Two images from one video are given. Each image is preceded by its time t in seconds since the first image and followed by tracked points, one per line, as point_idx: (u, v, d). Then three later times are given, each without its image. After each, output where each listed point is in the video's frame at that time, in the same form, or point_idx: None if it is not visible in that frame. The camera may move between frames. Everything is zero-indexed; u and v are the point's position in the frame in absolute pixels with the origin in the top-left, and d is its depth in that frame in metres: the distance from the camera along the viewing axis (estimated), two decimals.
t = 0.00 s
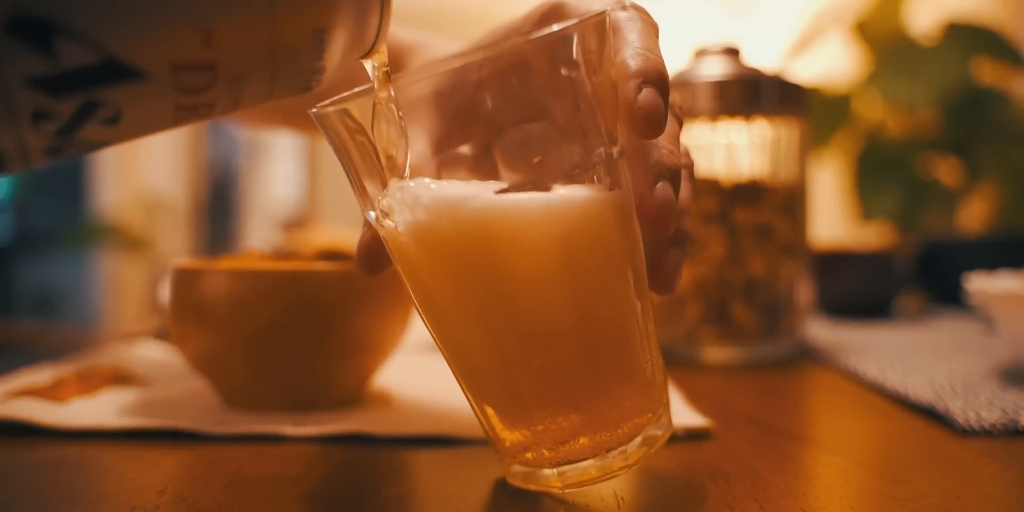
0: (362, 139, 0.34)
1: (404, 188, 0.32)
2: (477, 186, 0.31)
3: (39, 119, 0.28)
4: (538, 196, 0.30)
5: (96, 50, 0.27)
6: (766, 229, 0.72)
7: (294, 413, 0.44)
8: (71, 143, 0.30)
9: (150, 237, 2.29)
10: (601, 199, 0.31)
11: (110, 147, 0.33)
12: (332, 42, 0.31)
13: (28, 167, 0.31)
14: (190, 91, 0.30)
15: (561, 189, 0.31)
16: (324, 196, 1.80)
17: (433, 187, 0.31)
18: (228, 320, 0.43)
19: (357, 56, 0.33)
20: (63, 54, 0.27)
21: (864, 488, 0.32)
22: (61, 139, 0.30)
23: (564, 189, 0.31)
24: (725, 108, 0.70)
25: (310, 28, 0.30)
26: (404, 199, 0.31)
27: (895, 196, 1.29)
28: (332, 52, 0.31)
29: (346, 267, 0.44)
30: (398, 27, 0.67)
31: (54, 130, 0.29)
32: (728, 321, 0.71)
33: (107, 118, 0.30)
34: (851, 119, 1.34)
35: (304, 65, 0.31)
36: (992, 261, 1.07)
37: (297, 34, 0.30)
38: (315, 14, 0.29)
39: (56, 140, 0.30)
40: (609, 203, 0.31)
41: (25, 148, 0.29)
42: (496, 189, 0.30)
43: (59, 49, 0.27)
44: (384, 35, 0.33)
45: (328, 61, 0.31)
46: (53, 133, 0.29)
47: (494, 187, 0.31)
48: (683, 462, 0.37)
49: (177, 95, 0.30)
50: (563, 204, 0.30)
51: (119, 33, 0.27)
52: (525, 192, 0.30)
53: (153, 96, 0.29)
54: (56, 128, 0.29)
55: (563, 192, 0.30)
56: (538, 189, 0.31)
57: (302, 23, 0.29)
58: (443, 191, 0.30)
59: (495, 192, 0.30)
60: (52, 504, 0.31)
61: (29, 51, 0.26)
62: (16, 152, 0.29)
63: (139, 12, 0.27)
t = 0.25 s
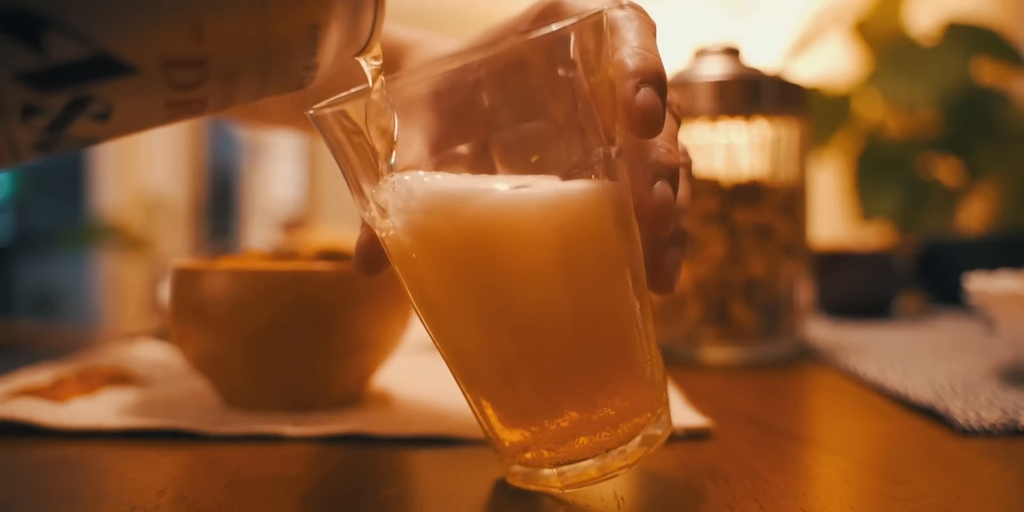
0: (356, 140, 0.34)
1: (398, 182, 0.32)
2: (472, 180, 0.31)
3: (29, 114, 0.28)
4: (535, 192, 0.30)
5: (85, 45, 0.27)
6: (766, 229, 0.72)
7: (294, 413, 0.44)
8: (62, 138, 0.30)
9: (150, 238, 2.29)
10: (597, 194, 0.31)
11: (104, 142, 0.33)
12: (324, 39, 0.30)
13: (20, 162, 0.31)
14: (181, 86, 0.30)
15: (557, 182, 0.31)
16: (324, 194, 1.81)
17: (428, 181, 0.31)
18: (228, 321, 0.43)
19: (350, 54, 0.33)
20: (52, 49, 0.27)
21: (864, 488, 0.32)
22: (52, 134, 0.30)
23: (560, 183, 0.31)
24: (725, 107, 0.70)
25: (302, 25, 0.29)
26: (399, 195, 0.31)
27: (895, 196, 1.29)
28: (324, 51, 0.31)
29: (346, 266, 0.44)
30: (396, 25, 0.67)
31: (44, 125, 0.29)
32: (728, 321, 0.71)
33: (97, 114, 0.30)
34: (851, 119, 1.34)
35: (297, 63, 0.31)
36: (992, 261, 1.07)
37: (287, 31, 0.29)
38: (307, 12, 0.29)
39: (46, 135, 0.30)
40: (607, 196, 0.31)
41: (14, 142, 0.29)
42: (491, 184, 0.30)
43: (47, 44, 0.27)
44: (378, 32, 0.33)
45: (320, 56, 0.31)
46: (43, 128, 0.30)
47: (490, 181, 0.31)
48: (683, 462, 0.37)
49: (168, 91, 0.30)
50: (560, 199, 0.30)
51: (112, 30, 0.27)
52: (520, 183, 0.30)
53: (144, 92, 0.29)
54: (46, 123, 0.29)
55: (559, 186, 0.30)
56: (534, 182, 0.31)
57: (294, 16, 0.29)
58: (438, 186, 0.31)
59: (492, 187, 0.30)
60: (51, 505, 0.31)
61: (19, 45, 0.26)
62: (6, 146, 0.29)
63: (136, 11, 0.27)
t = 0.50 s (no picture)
0: (350, 143, 0.34)
1: (385, 175, 0.32)
2: (461, 174, 0.31)
3: (13, 117, 0.29)
4: (526, 188, 0.30)
5: (70, 48, 0.27)
6: (766, 229, 0.72)
7: (294, 414, 0.44)
8: (47, 138, 0.31)
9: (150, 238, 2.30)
10: (589, 189, 0.31)
11: (89, 142, 0.33)
12: (312, 42, 0.31)
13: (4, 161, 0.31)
14: (166, 89, 0.30)
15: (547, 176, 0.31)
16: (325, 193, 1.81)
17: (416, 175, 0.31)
18: (226, 321, 0.43)
19: (339, 58, 0.33)
20: (37, 51, 0.27)
21: (864, 488, 0.32)
22: (36, 134, 0.30)
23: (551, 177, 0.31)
24: (725, 108, 0.70)
25: (290, 29, 0.30)
26: (388, 190, 0.31)
27: (895, 196, 1.29)
28: (311, 55, 0.31)
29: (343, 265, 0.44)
30: (392, 25, 0.67)
31: (28, 127, 0.29)
32: (728, 321, 0.71)
33: (82, 116, 0.30)
34: (851, 119, 1.34)
35: (286, 65, 0.31)
36: (992, 261, 1.07)
37: (281, 37, 0.30)
38: (296, 14, 0.29)
39: (30, 137, 0.30)
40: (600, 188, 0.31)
41: None
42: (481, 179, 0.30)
43: (32, 47, 0.26)
44: (366, 36, 0.33)
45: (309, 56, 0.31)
46: (27, 130, 0.30)
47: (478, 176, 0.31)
48: (683, 462, 0.37)
49: (153, 94, 0.30)
50: (550, 196, 0.30)
51: (101, 33, 0.27)
52: (509, 176, 0.31)
53: (129, 94, 0.29)
54: (31, 125, 0.29)
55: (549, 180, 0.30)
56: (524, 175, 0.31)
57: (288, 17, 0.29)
58: (427, 181, 0.31)
59: (481, 182, 0.30)
60: (52, 505, 0.31)
61: (4, 48, 0.26)
62: None
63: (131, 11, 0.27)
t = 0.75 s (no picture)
0: (337, 147, 0.33)
1: (370, 172, 0.31)
2: (449, 170, 0.30)
3: None
4: (516, 184, 0.30)
5: (51, 51, 0.27)
6: (766, 229, 0.72)
7: (294, 414, 0.44)
8: (30, 140, 0.30)
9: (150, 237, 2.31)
10: (580, 183, 0.30)
11: (75, 145, 0.33)
12: (299, 44, 0.30)
13: None
14: (149, 92, 0.30)
15: (535, 169, 0.30)
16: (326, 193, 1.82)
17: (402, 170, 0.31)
18: (226, 321, 0.43)
19: (327, 60, 0.33)
20: (18, 54, 0.27)
21: (864, 488, 0.32)
22: (19, 136, 0.30)
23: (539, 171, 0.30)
24: (725, 108, 0.70)
25: (274, 31, 0.29)
26: (375, 187, 0.31)
27: (895, 196, 1.29)
28: (298, 58, 0.31)
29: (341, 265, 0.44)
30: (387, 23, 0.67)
31: (11, 130, 0.29)
32: (728, 321, 0.71)
33: (64, 118, 0.30)
34: (851, 119, 1.34)
35: (271, 69, 0.31)
36: (992, 261, 1.07)
37: (267, 40, 0.30)
38: (282, 16, 0.29)
39: (13, 139, 0.30)
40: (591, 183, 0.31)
41: None
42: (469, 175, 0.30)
43: (13, 49, 0.26)
44: (353, 39, 0.33)
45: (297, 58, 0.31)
46: (10, 133, 0.29)
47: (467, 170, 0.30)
48: (683, 462, 0.37)
49: (137, 97, 0.30)
50: (540, 191, 0.30)
51: (86, 35, 0.27)
52: (497, 171, 0.30)
53: (113, 99, 0.29)
54: (13, 127, 0.29)
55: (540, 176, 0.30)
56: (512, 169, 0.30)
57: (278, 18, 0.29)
58: (413, 176, 0.30)
59: (470, 177, 0.30)
60: (52, 504, 0.31)
61: None
62: None
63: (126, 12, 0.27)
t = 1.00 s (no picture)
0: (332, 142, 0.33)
1: (361, 162, 0.31)
2: (441, 163, 0.30)
3: None
4: (509, 180, 0.30)
5: (41, 50, 0.27)
6: (766, 229, 0.72)
7: (294, 414, 0.44)
8: (20, 141, 0.30)
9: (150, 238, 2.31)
10: (573, 179, 0.30)
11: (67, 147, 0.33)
12: (291, 44, 0.30)
13: None
14: (140, 94, 0.30)
15: (527, 163, 0.30)
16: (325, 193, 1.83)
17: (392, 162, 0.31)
18: (225, 321, 0.43)
19: (319, 62, 0.33)
20: (8, 53, 0.26)
21: (864, 488, 0.32)
22: (9, 138, 0.30)
23: (532, 165, 0.30)
24: (725, 107, 0.70)
25: (264, 34, 0.29)
26: (367, 179, 0.31)
27: (895, 196, 1.29)
28: (291, 60, 0.31)
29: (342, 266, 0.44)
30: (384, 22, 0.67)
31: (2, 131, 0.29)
32: (729, 321, 0.71)
33: (55, 119, 0.29)
34: (851, 119, 1.34)
35: (261, 72, 0.31)
36: (991, 261, 1.07)
37: (257, 43, 0.30)
38: (273, 20, 0.29)
39: (5, 141, 0.30)
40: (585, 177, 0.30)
41: None
42: (462, 170, 0.30)
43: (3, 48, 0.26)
44: (346, 41, 0.33)
45: (290, 62, 0.31)
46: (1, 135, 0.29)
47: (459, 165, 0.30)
48: (683, 461, 0.37)
49: (128, 99, 0.30)
50: (533, 188, 0.30)
51: (80, 36, 0.27)
52: (489, 163, 0.30)
53: (102, 101, 0.29)
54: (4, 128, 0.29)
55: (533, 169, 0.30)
56: (504, 163, 0.30)
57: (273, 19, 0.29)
58: (405, 169, 0.30)
59: (461, 173, 0.30)
60: (52, 504, 0.31)
61: None
62: None
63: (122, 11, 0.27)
